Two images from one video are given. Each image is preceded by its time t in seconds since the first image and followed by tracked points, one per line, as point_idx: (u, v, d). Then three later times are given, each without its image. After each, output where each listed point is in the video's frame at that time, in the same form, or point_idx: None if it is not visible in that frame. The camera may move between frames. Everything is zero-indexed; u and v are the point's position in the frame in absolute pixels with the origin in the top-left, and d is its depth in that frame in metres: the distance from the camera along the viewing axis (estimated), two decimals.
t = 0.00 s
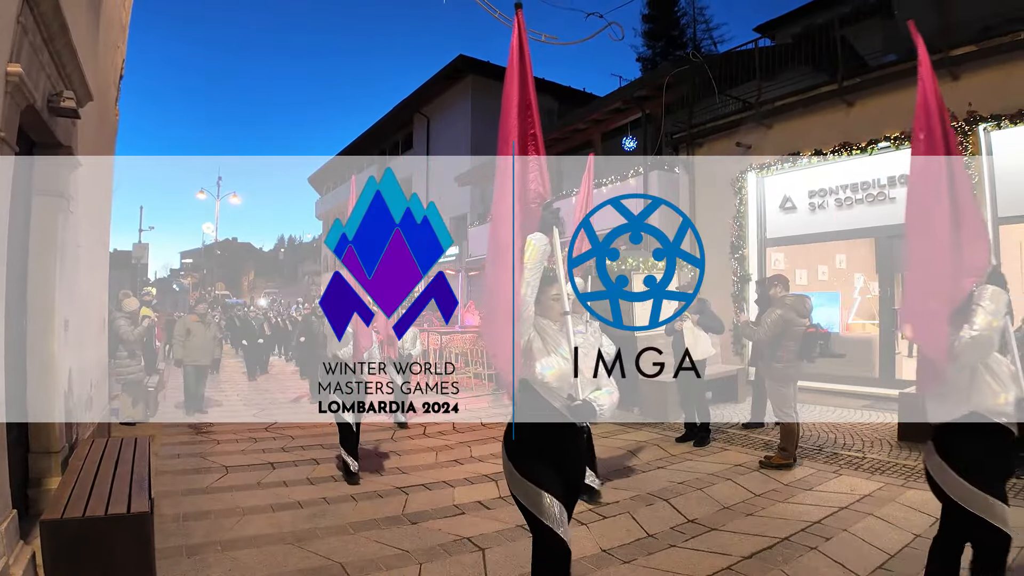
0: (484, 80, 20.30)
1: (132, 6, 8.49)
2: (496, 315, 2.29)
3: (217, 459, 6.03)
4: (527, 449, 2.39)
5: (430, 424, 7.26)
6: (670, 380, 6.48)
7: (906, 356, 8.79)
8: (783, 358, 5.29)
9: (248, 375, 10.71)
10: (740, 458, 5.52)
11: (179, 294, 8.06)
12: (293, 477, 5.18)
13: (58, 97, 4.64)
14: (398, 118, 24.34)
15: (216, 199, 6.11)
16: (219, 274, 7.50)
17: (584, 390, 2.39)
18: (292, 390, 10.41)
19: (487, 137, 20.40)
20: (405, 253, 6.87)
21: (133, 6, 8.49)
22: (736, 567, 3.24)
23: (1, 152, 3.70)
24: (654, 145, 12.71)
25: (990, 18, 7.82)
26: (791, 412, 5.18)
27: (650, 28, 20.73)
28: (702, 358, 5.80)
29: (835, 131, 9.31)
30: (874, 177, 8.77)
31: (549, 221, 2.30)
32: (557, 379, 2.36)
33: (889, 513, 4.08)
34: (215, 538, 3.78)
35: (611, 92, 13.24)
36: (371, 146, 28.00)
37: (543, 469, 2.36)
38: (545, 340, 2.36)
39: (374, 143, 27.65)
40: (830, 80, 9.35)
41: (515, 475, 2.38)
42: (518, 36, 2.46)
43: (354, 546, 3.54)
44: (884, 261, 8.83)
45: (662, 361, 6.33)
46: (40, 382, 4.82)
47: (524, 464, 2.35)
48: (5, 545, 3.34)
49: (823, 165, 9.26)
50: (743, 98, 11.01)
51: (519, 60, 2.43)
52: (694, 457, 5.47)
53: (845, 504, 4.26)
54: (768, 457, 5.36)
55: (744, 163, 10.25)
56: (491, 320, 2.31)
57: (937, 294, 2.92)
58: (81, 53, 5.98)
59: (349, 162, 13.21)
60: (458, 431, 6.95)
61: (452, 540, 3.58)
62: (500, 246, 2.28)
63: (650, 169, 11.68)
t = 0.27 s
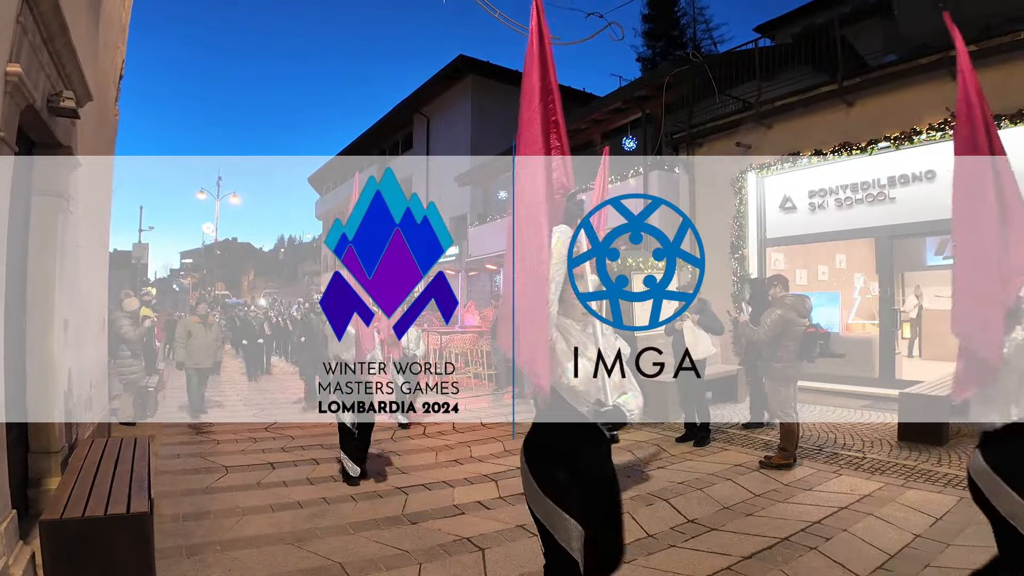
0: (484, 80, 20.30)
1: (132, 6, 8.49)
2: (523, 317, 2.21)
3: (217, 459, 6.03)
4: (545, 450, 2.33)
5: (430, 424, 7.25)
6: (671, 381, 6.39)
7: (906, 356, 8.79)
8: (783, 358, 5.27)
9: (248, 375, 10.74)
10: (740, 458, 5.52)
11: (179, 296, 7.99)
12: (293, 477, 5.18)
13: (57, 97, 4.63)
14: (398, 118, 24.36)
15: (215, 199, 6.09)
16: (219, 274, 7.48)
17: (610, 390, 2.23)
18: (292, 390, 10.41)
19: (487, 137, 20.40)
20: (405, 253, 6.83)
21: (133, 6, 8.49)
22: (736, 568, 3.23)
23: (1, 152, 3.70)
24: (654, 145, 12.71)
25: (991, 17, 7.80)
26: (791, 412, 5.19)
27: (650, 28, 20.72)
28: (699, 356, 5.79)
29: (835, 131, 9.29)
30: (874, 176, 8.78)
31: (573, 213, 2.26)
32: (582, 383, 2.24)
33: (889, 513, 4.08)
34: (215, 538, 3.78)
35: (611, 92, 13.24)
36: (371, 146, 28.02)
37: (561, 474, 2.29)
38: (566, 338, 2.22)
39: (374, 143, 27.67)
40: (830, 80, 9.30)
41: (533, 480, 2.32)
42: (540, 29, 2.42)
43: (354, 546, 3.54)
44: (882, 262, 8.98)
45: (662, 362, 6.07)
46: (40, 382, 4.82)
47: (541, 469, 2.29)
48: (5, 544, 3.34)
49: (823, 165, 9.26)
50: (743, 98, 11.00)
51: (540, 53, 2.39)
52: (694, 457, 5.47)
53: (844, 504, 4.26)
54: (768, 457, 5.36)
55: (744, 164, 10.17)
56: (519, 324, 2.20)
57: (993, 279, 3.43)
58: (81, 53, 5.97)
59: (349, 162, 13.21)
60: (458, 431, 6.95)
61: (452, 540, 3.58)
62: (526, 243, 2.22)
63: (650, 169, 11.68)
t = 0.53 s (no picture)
0: (483, 80, 20.30)
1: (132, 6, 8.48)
2: (548, 314, 2.01)
3: (217, 459, 6.03)
4: (569, 463, 2.16)
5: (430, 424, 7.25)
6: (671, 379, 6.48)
7: (906, 356, 8.77)
8: (783, 358, 5.26)
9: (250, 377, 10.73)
10: (740, 458, 5.52)
11: (179, 295, 8.05)
12: (293, 477, 5.18)
13: (57, 97, 4.63)
14: (397, 118, 24.37)
15: (216, 199, 6.09)
16: (219, 274, 7.43)
17: (645, 392, 2.05)
18: (292, 390, 10.42)
19: (486, 137, 20.41)
20: (405, 253, 6.78)
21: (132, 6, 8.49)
22: (735, 567, 3.23)
23: None
24: (653, 145, 12.71)
25: (990, 17, 7.79)
26: (791, 412, 5.20)
27: (650, 28, 20.74)
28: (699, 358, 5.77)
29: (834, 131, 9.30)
30: (874, 177, 8.78)
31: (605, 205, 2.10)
32: (615, 389, 2.05)
33: (889, 513, 4.07)
34: (214, 538, 3.78)
35: (611, 92, 13.23)
36: (371, 146, 28.02)
37: (593, 490, 2.11)
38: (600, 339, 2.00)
39: (374, 143, 27.68)
40: (830, 80, 9.33)
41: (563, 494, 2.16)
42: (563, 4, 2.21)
43: (353, 546, 3.54)
44: (882, 262, 8.95)
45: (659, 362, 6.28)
46: (39, 382, 4.82)
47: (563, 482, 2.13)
48: (3, 544, 3.33)
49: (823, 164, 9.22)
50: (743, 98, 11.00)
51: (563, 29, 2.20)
52: (693, 457, 5.46)
53: (844, 504, 4.26)
54: (768, 457, 5.36)
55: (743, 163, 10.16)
56: (547, 323, 2.00)
57: None
58: (80, 53, 5.97)
59: (349, 162, 13.21)
60: (458, 431, 6.95)
61: (451, 540, 3.58)
62: (550, 231, 2.05)
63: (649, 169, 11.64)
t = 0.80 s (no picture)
0: (483, 80, 20.30)
1: (131, 7, 8.49)
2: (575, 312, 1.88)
3: (216, 459, 6.02)
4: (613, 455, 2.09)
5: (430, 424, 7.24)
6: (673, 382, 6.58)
7: (907, 357, 8.74)
8: (782, 358, 5.26)
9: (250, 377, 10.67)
10: (740, 458, 5.51)
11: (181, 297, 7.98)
12: (291, 477, 5.17)
13: (56, 97, 4.62)
14: (397, 118, 24.37)
15: (216, 198, 6.07)
16: (219, 274, 7.38)
17: (694, 397, 1.88)
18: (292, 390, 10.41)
19: (486, 137, 20.41)
20: (405, 253, 6.69)
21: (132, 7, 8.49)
22: (733, 567, 3.23)
23: None
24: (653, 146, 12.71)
25: (990, 17, 7.79)
26: (790, 412, 5.21)
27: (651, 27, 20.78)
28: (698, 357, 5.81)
29: (834, 131, 9.31)
30: (873, 177, 8.66)
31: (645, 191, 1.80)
32: (661, 394, 1.88)
33: (887, 513, 4.08)
34: (213, 538, 3.78)
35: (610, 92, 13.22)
36: (372, 146, 28.02)
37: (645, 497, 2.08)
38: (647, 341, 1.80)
39: (374, 143, 27.69)
40: (830, 80, 9.37)
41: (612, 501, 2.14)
42: None
43: (352, 546, 3.54)
44: (881, 262, 8.90)
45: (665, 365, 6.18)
46: (38, 382, 4.82)
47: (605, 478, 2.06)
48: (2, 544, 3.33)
49: (823, 164, 9.10)
50: (743, 98, 11.01)
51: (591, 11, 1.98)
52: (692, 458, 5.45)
53: (843, 504, 4.26)
54: (768, 457, 5.36)
55: (743, 163, 10.17)
56: (575, 320, 1.86)
57: None
58: (79, 54, 5.96)
59: (349, 162, 13.23)
60: (457, 431, 6.95)
61: (450, 540, 3.58)
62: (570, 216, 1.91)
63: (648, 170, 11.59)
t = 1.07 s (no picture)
0: (483, 80, 20.28)
1: (129, 7, 8.47)
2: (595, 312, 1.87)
3: (214, 459, 6.02)
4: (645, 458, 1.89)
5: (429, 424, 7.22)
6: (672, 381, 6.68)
7: (906, 356, 8.73)
8: (781, 358, 5.24)
9: (251, 378, 10.41)
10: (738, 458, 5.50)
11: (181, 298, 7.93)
12: (290, 477, 5.16)
13: (53, 97, 4.61)
14: (397, 118, 24.38)
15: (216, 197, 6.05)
16: (218, 274, 7.39)
17: (741, 410, 1.69)
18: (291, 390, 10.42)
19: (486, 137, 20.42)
20: (405, 253, 6.64)
21: (130, 7, 8.47)
22: (732, 568, 3.22)
23: None
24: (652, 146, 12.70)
25: (990, 17, 7.76)
26: (789, 413, 5.16)
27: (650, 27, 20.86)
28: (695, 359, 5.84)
29: (833, 130, 9.30)
30: (872, 177, 8.84)
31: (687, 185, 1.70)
32: (703, 405, 1.72)
33: (886, 513, 4.08)
34: (211, 538, 3.77)
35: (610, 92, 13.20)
36: (371, 145, 28.00)
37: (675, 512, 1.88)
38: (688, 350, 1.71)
39: (374, 143, 27.71)
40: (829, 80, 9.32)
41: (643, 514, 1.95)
42: None
43: (350, 546, 3.53)
44: (881, 262, 9.06)
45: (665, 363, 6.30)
46: (36, 382, 4.81)
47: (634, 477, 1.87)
48: None
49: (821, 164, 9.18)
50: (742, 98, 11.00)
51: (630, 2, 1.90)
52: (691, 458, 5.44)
53: (841, 504, 4.26)
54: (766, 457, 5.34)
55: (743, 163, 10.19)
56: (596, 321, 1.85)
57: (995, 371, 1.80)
58: (78, 54, 5.95)
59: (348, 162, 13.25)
60: (456, 431, 6.95)
61: (448, 540, 3.58)
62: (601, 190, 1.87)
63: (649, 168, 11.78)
